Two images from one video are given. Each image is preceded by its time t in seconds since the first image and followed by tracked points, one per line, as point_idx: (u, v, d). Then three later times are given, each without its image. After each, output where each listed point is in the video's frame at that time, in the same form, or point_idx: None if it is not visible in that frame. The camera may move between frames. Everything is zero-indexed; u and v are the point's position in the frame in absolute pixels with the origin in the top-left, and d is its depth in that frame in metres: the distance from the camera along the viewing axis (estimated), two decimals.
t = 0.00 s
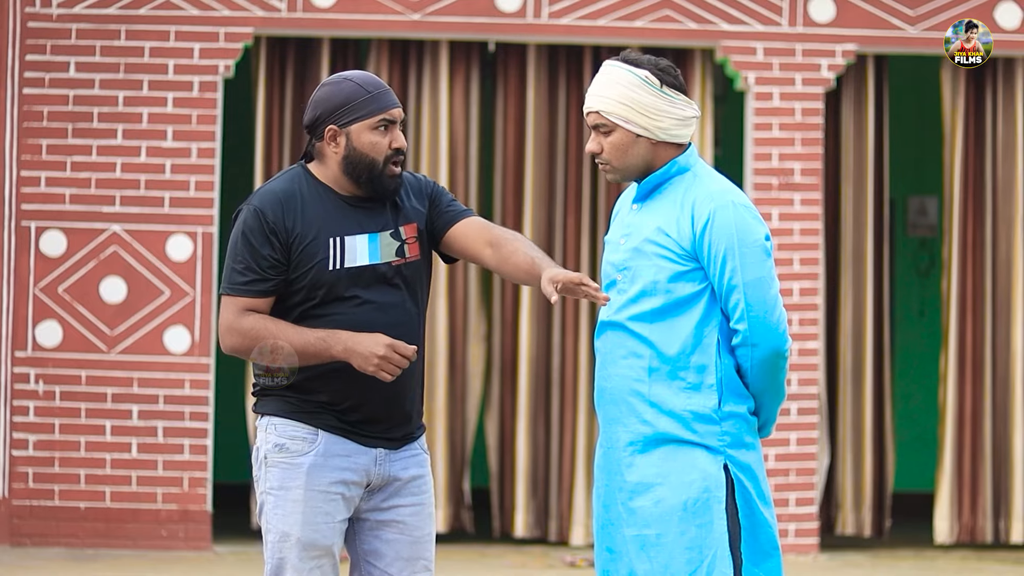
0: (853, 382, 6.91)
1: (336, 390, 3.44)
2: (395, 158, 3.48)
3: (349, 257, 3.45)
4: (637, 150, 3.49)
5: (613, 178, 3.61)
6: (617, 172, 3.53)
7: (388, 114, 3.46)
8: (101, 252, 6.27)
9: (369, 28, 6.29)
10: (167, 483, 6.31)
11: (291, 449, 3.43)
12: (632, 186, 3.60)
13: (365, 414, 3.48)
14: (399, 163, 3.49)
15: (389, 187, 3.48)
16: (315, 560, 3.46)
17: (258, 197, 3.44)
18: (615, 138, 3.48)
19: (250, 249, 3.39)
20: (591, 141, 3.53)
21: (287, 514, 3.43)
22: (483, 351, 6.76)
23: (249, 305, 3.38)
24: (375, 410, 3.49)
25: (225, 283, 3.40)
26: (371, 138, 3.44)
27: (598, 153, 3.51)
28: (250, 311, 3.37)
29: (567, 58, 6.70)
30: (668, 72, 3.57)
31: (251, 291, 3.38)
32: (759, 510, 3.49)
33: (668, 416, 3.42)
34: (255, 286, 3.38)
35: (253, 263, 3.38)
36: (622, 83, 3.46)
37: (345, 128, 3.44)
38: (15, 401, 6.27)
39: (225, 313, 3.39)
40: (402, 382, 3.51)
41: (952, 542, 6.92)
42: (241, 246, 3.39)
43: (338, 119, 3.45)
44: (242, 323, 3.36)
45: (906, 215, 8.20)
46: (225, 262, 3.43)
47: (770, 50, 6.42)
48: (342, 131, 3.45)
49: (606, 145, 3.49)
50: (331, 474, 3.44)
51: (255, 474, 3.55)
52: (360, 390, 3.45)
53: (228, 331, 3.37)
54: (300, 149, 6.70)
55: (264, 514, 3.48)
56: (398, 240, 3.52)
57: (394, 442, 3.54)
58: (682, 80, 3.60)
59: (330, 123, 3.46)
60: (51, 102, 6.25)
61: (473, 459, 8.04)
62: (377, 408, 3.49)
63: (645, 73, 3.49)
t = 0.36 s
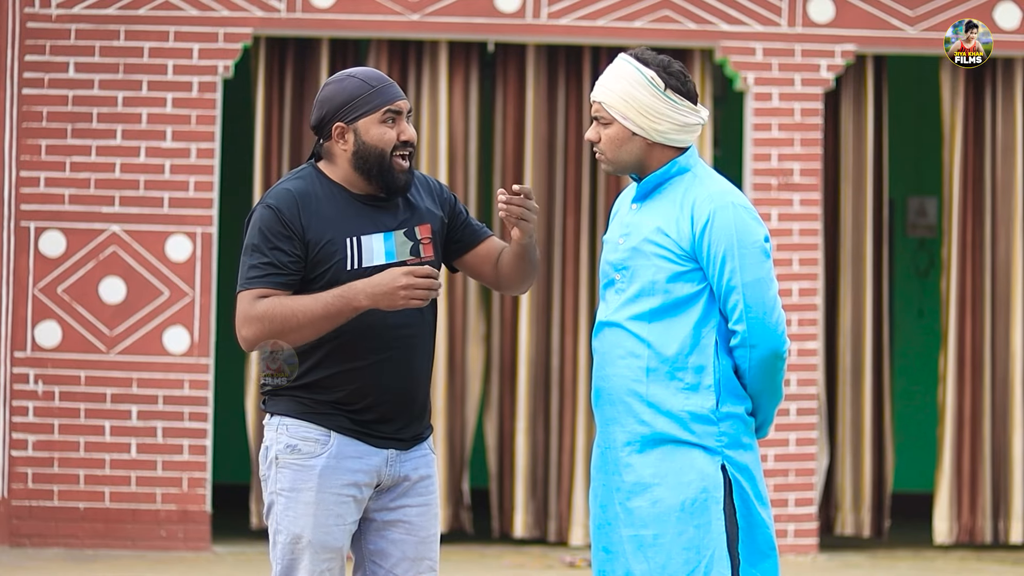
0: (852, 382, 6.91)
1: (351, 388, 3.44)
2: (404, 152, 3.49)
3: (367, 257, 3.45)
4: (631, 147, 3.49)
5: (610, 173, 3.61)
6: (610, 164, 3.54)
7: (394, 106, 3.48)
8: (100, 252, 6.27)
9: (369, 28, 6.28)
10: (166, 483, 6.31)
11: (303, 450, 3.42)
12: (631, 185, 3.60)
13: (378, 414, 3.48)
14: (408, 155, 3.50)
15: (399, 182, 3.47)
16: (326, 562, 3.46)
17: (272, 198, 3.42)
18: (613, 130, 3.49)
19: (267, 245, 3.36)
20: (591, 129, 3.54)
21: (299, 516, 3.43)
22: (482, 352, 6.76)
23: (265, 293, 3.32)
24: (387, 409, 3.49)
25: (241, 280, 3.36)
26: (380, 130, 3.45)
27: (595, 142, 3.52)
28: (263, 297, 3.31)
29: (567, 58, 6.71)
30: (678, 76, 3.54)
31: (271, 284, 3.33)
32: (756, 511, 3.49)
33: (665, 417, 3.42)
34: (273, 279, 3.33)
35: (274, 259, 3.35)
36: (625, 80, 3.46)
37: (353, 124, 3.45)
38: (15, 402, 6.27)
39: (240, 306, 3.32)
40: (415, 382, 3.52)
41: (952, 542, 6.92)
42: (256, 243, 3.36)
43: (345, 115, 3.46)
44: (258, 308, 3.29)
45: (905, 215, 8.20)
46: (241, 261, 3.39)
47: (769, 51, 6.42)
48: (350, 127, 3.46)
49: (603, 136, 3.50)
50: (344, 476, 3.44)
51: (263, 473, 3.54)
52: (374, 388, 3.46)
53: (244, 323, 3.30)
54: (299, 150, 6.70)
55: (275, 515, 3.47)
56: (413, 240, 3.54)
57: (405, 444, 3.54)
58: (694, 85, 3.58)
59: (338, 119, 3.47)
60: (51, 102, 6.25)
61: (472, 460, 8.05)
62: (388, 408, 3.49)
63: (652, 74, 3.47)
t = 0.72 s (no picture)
0: (852, 381, 6.91)
1: (358, 387, 3.43)
2: (396, 150, 3.50)
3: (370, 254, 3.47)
4: (632, 144, 3.49)
5: (610, 171, 3.61)
6: (611, 162, 3.54)
7: (388, 108, 3.45)
8: (100, 251, 6.27)
9: (369, 27, 6.28)
10: (166, 482, 6.31)
11: (311, 453, 3.41)
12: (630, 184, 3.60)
13: (384, 413, 3.48)
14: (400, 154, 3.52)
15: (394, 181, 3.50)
16: (337, 563, 3.46)
17: (278, 199, 3.40)
18: (613, 127, 3.48)
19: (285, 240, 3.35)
20: (592, 126, 3.54)
21: (308, 518, 3.43)
22: (483, 351, 6.76)
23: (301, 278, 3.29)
24: (391, 407, 3.49)
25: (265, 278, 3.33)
26: (374, 135, 3.44)
27: (595, 140, 3.52)
28: (291, 279, 3.28)
29: (566, 57, 6.71)
30: (679, 73, 3.55)
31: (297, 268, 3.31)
32: (755, 510, 3.49)
33: (664, 416, 3.42)
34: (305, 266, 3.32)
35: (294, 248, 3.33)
36: (626, 78, 3.45)
37: (347, 129, 3.42)
38: (14, 401, 6.27)
39: (278, 302, 3.26)
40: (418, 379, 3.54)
41: (952, 541, 6.92)
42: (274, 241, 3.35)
43: (338, 121, 3.42)
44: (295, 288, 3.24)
45: (905, 215, 8.20)
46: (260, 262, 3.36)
47: (769, 50, 6.42)
48: (343, 132, 3.43)
49: (603, 134, 3.50)
50: (352, 477, 3.44)
51: (267, 475, 3.52)
52: (380, 387, 3.46)
53: (285, 314, 3.26)
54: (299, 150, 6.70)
55: (282, 518, 3.46)
56: (411, 233, 3.57)
57: (407, 441, 3.55)
58: (695, 83, 3.58)
59: (330, 125, 3.43)
60: (51, 101, 6.25)
61: (473, 460, 8.05)
62: (393, 405, 3.50)
63: (653, 71, 3.47)
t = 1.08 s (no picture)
0: (854, 379, 6.91)
1: (362, 386, 3.44)
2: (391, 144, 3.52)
3: (374, 251, 3.49)
4: (635, 142, 3.48)
5: (612, 170, 3.60)
6: (614, 161, 3.53)
7: (380, 102, 3.50)
8: (101, 249, 6.27)
9: (370, 26, 6.28)
10: (168, 480, 6.32)
11: (316, 452, 3.41)
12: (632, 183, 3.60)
13: (387, 411, 3.49)
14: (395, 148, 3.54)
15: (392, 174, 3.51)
16: (343, 563, 3.45)
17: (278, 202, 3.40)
18: (617, 125, 3.48)
19: (294, 244, 3.35)
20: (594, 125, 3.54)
21: (314, 518, 3.42)
22: (484, 350, 6.75)
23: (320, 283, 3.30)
24: (395, 405, 3.50)
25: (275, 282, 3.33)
26: (370, 128, 3.47)
27: (597, 138, 3.52)
28: (313, 287, 3.28)
29: (568, 56, 6.71)
30: (681, 71, 3.55)
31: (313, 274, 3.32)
32: (756, 508, 3.50)
33: (665, 414, 3.42)
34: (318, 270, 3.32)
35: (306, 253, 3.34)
36: (630, 76, 3.45)
37: (342, 123, 3.45)
38: (16, 399, 6.28)
39: (297, 310, 3.26)
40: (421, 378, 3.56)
41: (953, 540, 6.92)
42: (283, 246, 3.35)
43: (332, 116, 3.46)
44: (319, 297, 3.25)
45: (907, 213, 8.20)
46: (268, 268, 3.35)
47: (770, 48, 6.42)
48: (338, 127, 3.46)
49: (606, 131, 3.50)
50: (357, 476, 3.44)
51: (271, 476, 3.51)
52: (384, 386, 3.47)
53: (300, 320, 3.26)
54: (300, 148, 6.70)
55: (288, 517, 3.46)
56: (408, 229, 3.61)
57: (411, 438, 3.56)
58: (696, 81, 3.59)
59: (325, 121, 3.46)
60: (52, 99, 6.25)
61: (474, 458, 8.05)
62: (396, 404, 3.51)
63: (656, 68, 3.47)
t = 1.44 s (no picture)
0: (855, 379, 6.91)
1: (391, 389, 3.48)
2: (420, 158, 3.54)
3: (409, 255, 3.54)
4: (636, 142, 3.49)
5: (614, 168, 3.61)
6: (616, 160, 3.54)
7: (416, 115, 3.49)
8: (103, 249, 6.27)
9: (371, 26, 6.29)
10: (169, 480, 6.32)
11: (344, 454, 3.45)
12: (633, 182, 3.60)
13: (411, 413, 3.54)
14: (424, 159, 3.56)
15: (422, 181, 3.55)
16: (367, 565, 3.50)
17: (320, 204, 3.43)
18: (618, 125, 3.48)
19: (350, 242, 3.39)
20: (596, 124, 3.55)
21: (341, 520, 3.46)
22: (485, 349, 6.74)
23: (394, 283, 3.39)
24: (420, 409, 3.55)
25: (341, 286, 3.37)
26: (402, 141, 3.48)
27: (599, 138, 3.52)
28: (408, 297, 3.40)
29: (569, 55, 6.71)
30: (683, 70, 3.54)
31: (378, 267, 3.38)
32: (757, 508, 3.50)
33: (666, 413, 3.42)
34: (383, 265, 3.39)
35: (364, 248, 3.40)
36: (631, 75, 3.45)
37: (375, 134, 3.45)
38: (17, 398, 6.28)
39: (400, 311, 3.37)
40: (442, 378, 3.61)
41: (955, 539, 6.92)
42: (341, 246, 3.38)
43: (366, 125, 3.45)
44: (428, 308, 3.40)
45: (908, 213, 8.20)
46: (330, 272, 3.38)
47: (771, 48, 6.42)
48: (370, 136, 3.46)
49: (608, 131, 3.50)
50: (385, 478, 3.48)
51: (296, 478, 3.54)
52: (408, 387, 3.51)
53: (394, 316, 3.37)
54: (302, 147, 6.69)
55: (314, 519, 3.48)
56: (434, 231, 3.65)
57: (432, 440, 3.61)
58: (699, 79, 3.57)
59: (358, 128, 3.46)
60: (54, 99, 6.26)
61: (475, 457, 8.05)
62: (421, 407, 3.56)
63: (658, 67, 3.46)
